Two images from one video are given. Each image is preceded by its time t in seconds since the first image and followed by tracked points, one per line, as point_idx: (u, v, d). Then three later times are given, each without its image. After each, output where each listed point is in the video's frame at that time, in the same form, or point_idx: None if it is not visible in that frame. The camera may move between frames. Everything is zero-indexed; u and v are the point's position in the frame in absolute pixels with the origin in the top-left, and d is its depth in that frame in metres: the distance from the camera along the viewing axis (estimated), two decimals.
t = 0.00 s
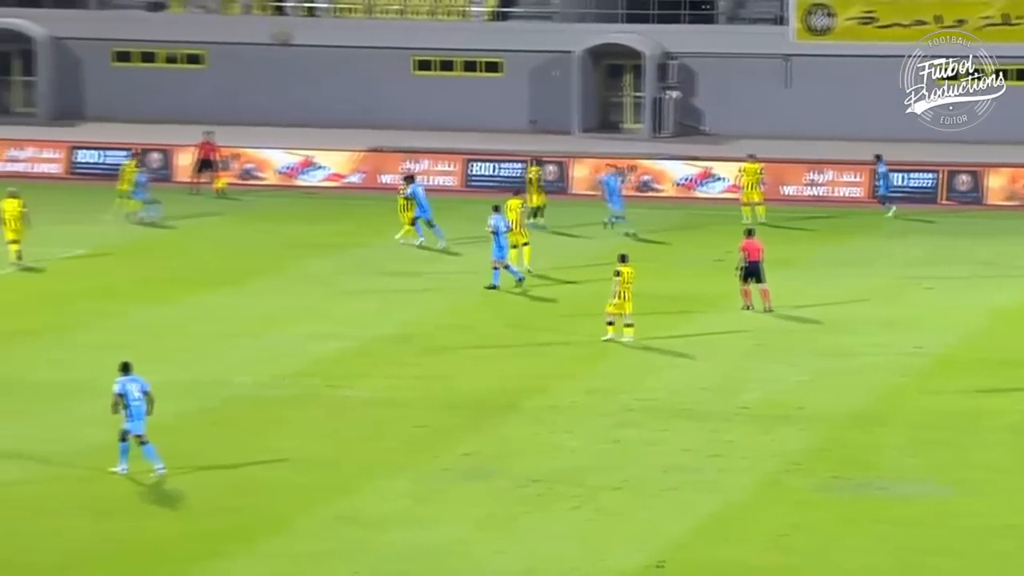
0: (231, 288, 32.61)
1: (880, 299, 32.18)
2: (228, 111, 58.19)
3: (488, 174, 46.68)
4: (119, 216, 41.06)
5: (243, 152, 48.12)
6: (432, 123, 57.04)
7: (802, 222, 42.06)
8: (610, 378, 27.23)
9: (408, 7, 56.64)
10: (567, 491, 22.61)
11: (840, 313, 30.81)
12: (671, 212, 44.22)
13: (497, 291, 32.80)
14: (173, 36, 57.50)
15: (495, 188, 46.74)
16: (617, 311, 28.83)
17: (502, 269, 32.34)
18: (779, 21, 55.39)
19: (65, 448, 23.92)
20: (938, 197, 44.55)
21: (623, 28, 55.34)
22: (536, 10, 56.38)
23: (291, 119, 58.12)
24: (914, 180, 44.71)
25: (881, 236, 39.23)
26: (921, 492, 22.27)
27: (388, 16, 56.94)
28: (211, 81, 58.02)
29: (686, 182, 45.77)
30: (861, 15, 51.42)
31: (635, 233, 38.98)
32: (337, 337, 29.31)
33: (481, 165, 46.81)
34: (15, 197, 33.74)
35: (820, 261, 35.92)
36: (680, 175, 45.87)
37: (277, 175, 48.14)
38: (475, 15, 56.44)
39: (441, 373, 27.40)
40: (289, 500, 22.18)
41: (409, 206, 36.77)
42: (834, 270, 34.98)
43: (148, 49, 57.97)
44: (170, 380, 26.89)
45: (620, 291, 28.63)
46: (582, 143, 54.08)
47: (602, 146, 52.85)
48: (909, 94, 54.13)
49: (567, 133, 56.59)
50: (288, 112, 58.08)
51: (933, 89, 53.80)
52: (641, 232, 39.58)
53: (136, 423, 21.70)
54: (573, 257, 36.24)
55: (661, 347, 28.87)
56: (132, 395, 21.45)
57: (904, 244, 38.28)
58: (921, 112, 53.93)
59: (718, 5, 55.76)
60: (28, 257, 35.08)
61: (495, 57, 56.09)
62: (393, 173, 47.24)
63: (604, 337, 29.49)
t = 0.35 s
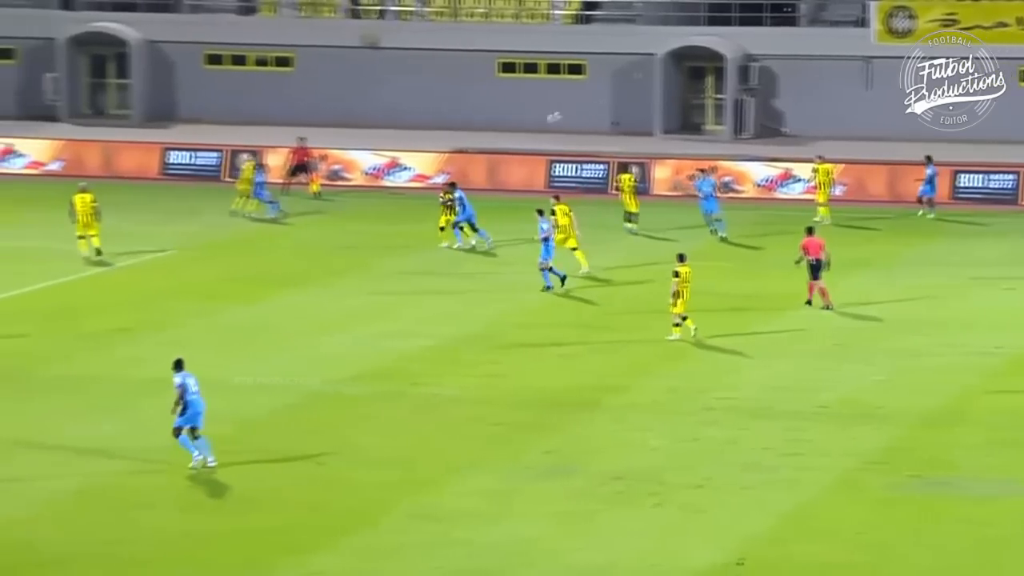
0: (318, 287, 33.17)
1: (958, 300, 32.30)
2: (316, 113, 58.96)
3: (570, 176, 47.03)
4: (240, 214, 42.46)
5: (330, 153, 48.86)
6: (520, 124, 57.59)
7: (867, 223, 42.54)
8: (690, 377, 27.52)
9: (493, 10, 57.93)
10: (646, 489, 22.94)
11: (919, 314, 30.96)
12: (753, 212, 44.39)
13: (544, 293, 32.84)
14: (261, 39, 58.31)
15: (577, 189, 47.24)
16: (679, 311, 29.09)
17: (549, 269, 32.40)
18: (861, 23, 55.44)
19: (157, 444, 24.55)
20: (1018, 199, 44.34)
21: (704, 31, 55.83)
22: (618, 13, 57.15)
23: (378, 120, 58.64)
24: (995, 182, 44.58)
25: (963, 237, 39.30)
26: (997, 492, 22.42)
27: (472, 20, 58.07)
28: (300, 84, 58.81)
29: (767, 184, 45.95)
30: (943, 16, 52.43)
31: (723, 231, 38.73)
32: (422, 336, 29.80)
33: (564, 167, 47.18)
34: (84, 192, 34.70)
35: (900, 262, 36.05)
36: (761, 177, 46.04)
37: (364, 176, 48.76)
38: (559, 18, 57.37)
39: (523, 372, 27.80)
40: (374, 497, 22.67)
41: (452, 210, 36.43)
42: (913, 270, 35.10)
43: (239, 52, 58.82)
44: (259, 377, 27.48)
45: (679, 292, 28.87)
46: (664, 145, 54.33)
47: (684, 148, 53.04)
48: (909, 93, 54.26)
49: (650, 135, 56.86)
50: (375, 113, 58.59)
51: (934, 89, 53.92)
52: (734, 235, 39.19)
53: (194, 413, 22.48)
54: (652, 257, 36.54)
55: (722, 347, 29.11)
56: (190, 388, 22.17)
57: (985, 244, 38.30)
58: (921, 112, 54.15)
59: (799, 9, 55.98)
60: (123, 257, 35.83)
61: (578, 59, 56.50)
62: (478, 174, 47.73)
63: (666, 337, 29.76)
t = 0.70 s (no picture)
0: (374, 287, 33.53)
1: (1009, 300, 32.40)
2: (372, 115, 59.27)
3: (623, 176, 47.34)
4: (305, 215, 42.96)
5: (386, 153, 49.22)
6: (575, 125, 57.81)
7: (910, 224, 42.74)
8: (743, 377, 27.73)
9: (547, 12, 58.58)
10: (699, 487, 23.18)
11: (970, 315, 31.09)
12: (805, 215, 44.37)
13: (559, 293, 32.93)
14: (320, 42, 58.75)
15: (631, 189, 47.55)
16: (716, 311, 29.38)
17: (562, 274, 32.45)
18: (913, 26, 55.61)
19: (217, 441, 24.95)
20: None
21: (754, 32, 55.95)
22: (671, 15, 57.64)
23: (433, 122, 58.91)
24: None
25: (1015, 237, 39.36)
26: None
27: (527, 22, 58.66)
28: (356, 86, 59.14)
29: (819, 184, 46.07)
30: (995, 19, 53.01)
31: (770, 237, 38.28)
32: (477, 335, 30.13)
33: (616, 167, 47.52)
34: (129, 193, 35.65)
35: (951, 262, 36.17)
36: (813, 177, 46.17)
37: (419, 177, 49.07)
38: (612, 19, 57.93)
39: (578, 371, 28.08)
40: (431, 494, 23.00)
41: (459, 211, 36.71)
42: (964, 271, 35.21)
43: (297, 54, 59.18)
44: (317, 375, 27.86)
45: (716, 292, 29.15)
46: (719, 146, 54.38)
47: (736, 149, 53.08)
48: (909, 94, 54.77)
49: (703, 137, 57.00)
50: (430, 114, 58.89)
51: (933, 89, 54.47)
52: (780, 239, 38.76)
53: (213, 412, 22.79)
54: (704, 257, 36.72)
55: (753, 343, 29.54)
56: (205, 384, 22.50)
57: None
58: (921, 111, 54.67)
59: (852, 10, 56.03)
60: (184, 257, 36.24)
61: (631, 61, 56.72)
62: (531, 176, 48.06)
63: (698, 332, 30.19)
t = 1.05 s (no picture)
0: (422, 287, 33.85)
1: None
2: (421, 117, 59.63)
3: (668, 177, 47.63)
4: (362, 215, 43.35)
5: (435, 156, 49.13)
6: (624, 126, 58.04)
7: (935, 223, 42.91)
8: (788, 377, 27.90)
9: (594, 15, 58.97)
10: (744, 486, 23.37)
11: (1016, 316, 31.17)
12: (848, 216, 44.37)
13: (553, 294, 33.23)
14: (372, 44, 59.15)
15: (677, 191, 47.73)
16: (737, 308, 29.88)
17: (560, 275, 32.69)
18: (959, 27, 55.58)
19: (268, 438, 25.29)
20: None
21: (800, 34, 56.04)
22: (717, 17, 57.92)
23: (483, 122, 59.23)
24: None
25: None
26: None
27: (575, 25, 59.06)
28: (403, 87, 59.50)
29: (864, 185, 46.09)
30: None
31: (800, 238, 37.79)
32: (523, 334, 30.41)
33: (661, 168, 47.81)
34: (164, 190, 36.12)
35: (996, 263, 36.25)
36: (858, 178, 46.20)
37: (466, 177, 49.22)
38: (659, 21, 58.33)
39: (623, 370, 28.31)
40: (478, 491, 23.27)
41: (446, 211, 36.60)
42: (1009, 271, 35.27)
43: (347, 56, 59.59)
44: (366, 374, 28.17)
45: (738, 289, 29.66)
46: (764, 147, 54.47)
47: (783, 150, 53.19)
48: (909, 93, 55.17)
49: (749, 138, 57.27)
50: (478, 115, 59.22)
51: (933, 89, 54.79)
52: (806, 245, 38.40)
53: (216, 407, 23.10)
54: (750, 258, 36.91)
55: (778, 343, 29.72)
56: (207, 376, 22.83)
57: None
58: (921, 112, 55.07)
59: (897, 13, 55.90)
60: (235, 257, 36.60)
61: (677, 63, 56.92)
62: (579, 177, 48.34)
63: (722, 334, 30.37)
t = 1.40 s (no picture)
0: (451, 287, 34.06)
1: None
2: (449, 118, 59.83)
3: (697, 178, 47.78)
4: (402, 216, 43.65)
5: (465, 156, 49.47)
6: (652, 126, 58.20)
7: (942, 224, 43.13)
8: (815, 377, 28.04)
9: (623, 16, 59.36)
10: (770, 485, 23.53)
11: None
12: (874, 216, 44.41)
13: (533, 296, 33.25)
14: (402, 45, 59.39)
15: (705, 192, 47.78)
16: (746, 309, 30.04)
17: (540, 278, 32.68)
18: (987, 29, 55.67)
19: (300, 437, 25.51)
20: None
21: (829, 36, 56.22)
22: (746, 19, 58.11)
23: (514, 123, 59.47)
24: None
25: None
26: None
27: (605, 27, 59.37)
28: (433, 89, 59.75)
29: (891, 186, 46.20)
30: None
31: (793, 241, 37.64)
32: (551, 333, 30.60)
33: (690, 170, 47.93)
34: (188, 189, 36.20)
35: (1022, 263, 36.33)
36: (886, 179, 46.31)
37: (496, 178, 49.59)
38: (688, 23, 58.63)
39: (652, 369, 28.48)
40: (508, 490, 23.46)
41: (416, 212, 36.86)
42: None
43: (379, 58, 59.83)
44: (396, 372, 28.39)
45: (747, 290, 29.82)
46: (792, 148, 54.62)
47: (810, 151, 53.38)
48: (909, 93, 55.52)
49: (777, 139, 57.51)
50: (508, 116, 59.47)
51: (933, 89, 55.09)
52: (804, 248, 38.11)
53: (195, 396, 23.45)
54: (780, 258, 37.07)
55: (785, 343, 29.91)
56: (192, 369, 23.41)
57: None
58: (921, 112, 55.40)
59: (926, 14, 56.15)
60: (266, 258, 36.83)
61: (706, 64, 57.15)
62: (607, 178, 48.53)
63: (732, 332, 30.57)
